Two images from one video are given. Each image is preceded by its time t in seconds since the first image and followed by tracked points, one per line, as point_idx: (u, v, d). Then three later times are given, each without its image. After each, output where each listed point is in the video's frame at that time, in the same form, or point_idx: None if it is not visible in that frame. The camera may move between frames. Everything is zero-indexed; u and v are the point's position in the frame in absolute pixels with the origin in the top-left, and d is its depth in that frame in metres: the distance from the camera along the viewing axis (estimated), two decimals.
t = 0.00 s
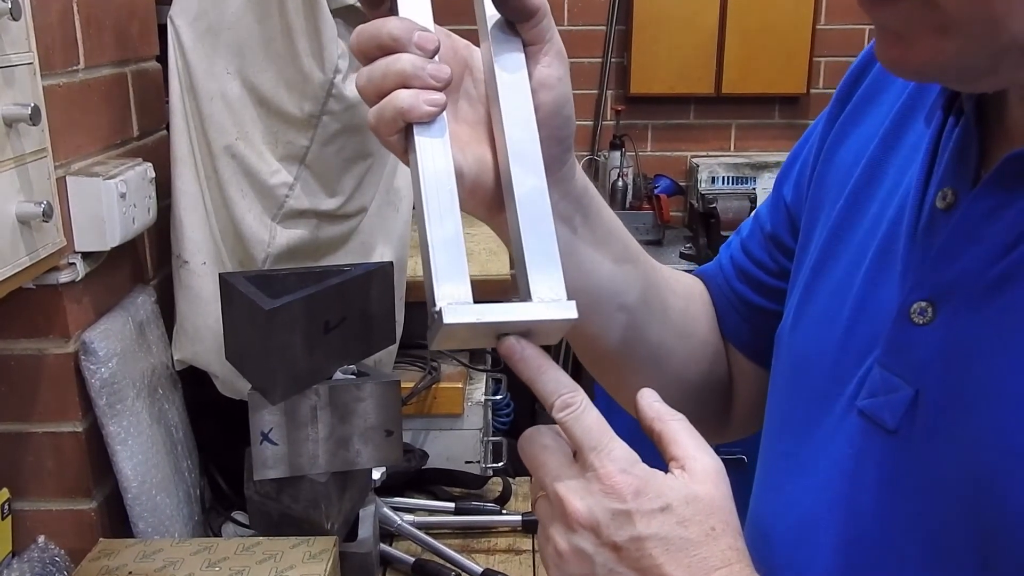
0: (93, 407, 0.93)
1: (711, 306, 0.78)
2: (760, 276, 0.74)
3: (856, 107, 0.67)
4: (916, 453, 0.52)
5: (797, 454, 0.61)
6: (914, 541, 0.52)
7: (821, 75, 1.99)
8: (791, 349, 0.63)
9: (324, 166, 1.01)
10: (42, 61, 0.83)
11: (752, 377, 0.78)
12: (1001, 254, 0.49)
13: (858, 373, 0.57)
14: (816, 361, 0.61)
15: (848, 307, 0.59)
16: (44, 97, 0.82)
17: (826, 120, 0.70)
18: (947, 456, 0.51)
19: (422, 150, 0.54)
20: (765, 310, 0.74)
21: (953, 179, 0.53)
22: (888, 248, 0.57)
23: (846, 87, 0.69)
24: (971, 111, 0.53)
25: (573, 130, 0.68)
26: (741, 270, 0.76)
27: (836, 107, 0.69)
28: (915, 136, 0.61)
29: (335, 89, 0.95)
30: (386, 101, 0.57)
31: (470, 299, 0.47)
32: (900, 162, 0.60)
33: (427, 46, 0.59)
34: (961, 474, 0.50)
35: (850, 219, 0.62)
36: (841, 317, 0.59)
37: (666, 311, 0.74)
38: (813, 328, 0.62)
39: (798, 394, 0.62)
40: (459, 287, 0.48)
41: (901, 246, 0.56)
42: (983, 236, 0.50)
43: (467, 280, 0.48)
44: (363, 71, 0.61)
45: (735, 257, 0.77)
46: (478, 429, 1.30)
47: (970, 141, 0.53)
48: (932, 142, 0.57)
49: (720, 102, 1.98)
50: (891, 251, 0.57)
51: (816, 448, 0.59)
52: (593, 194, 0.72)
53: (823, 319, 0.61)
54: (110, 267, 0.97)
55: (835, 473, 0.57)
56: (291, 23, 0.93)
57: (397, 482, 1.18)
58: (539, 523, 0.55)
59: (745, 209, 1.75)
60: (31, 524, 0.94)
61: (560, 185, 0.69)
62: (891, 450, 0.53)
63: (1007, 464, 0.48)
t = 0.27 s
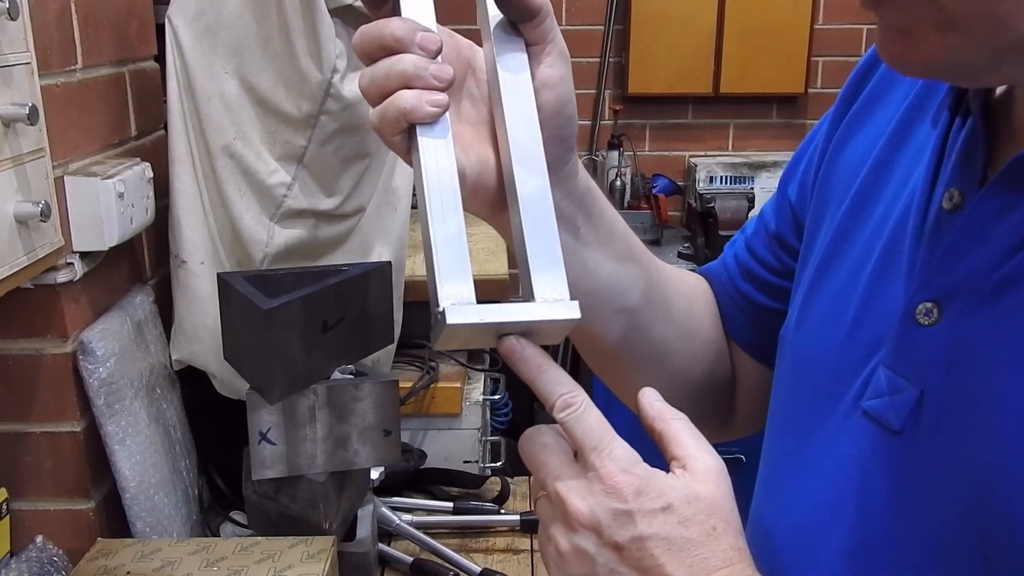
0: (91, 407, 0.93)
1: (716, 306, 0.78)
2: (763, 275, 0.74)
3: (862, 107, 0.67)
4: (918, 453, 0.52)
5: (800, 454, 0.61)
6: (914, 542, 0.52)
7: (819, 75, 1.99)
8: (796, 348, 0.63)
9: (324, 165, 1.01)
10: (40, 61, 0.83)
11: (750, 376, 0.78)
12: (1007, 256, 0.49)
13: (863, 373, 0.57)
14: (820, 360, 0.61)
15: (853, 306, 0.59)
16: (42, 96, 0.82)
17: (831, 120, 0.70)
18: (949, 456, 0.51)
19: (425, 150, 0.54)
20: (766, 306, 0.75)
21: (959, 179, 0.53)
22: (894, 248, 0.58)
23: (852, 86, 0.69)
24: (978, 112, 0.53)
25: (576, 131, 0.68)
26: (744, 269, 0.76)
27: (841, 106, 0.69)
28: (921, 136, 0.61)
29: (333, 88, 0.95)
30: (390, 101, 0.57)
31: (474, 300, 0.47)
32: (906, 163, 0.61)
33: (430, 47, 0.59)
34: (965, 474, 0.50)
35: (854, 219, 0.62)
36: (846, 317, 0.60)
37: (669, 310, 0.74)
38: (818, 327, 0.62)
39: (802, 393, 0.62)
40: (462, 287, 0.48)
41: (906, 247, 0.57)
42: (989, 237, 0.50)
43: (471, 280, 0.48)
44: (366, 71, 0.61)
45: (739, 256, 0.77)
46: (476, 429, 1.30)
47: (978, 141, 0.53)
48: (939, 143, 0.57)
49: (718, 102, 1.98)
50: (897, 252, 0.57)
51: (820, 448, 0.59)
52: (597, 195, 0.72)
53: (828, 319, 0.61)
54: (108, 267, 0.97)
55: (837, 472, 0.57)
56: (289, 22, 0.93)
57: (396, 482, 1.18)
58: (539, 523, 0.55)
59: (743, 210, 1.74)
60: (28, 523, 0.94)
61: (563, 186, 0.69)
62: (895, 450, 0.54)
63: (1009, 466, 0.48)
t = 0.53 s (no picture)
0: (92, 407, 0.93)
1: (718, 309, 0.78)
2: (766, 276, 0.74)
3: (862, 107, 0.67)
4: (918, 453, 0.52)
5: (800, 454, 0.61)
6: (914, 542, 0.52)
7: (819, 73, 1.99)
8: (797, 349, 0.63)
9: (323, 166, 1.01)
10: (40, 61, 0.83)
11: (752, 376, 0.78)
12: (1004, 255, 0.49)
13: (863, 373, 0.57)
14: (821, 361, 0.61)
15: (853, 307, 0.59)
16: (42, 96, 0.82)
17: (832, 121, 0.70)
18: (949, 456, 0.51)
19: (427, 155, 0.53)
20: (769, 307, 0.75)
21: (958, 179, 0.53)
22: (893, 248, 0.58)
23: (852, 87, 0.69)
24: (977, 111, 0.54)
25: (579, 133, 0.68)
26: (747, 271, 0.76)
27: (842, 107, 0.69)
28: (920, 136, 0.61)
29: (333, 88, 0.95)
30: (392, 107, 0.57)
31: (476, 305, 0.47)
32: (906, 163, 0.61)
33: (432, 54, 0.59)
34: (964, 473, 0.50)
35: (854, 219, 0.62)
36: (846, 317, 0.60)
37: (671, 310, 0.74)
38: (819, 328, 0.62)
39: (802, 394, 0.62)
40: (464, 292, 0.48)
41: (905, 247, 0.57)
42: (988, 236, 0.50)
43: (473, 285, 0.48)
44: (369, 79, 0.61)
45: (742, 259, 0.77)
46: (477, 428, 1.30)
47: (976, 141, 0.53)
48: (938, 143, 0.57)
49: (719, 101, 1.98)
50: (896, 252, 0.57)
51: (819, 448, 0.59)
52: (597, 197, 0.71)
53: (828, 319, 0.61)
54: (109, 267, 0.97)
55: (837, 473, 0.57)
56: (289, 22, 0.93)
57: (397, 481, 1.18)
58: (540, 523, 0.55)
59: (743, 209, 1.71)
60: (29, 523, 0.94)
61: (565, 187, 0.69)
62: (894, 450, 0.54)
63: (1007, 466, 0.48)
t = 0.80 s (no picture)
0: (92, 407, 0.93)
1: (722, 309, 0.78)
2: (770, 277, 0.74)
3: (865, 108, 0.67)
4: (917, 453, 0.52)
5: (801, 454, 0.61)
6: (911, 542, 0.52)
7: (820, 73, 1.98)
8: (799, 349, 0.64)
9: (324, 166, 1.01)
10: (41, 61, 0.83)
11: (752, 375, 0.78)
12: (1002, 255, 0.49)
13: (863, 373, 0.57)
14: (822, 361, 0.61)
15: (854, 307, 0.59)
16: (42, 96, 0.82)
17: (835, 122, 0.70)
18: (947, 456, 0.51)
19: (428, 157, 0.53)
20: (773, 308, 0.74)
21: (958, 179, 0.53)
22: (893, 248, 0.58)
23: (855, 88, 0.69)
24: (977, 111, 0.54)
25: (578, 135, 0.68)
26: (751, 272, 0.76)
27: (845, 108, 0.69)
28: (921, 136, 0.61)
29: (333, 88, 0.95)
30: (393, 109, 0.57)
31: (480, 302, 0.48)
32: (907, 163, 0.60)
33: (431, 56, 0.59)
34: (962, 473, 0.50)
35: (856, 220, 0.62)
36: (846, 317, 0.60)
37: (672, 310, 0.74)
38: (821, 328, 0.62)
39: (804, 393, 0.62)
40: (467, 288, 0.48)
41: (905, 247, 0.57)
42: (986, 236, 0.50)
43: (476, 282, 0.48)
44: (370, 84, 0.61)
45: (746, 260, 0.77)
46: (477, 428, 1.30)
47: (975, 141, 0.53)
48: (938, 143, 0.57)
49: (719, 100, 1.98)
50: (896, 252, 0.57)
51: (820, 447, 0.60)
52: (598, 197, 0.71)
53: (829, 320, 0.61)
54: (109, 267, 0.97)
55: (837, 473, 0.57)
56: (289, 21, 0.93)
57: (397, 481, 1.18)
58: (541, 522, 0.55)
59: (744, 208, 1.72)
60: (30, 523, 0.94)
61: (566, 188, 0.68)
62: (894, 449, 0.54)
63: (1003, 466, 0.48)
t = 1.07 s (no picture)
0: (92, 407, 0.93)
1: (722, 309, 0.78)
2: (773, 276, 0.74)
3: (868, 108, 0.67)
4: (919, 454, 0.52)
5: (805, 454, 0.61)
6: (913, 542, 0.52)
7: (819, 73, 1.98)
8: (802, 349, 0.64)
9: (323, 165, 1.01)
10: (40, 61, 0.82)
11: (752, 375, 0.78)
12: (1005, 256, 0.49)
13: (866, 373, 0.57)
14: (826, 361, 0.61)
15: (858, 307, 0.59)
16: (41, 96, 0.82)
17: (838, 121, 0.70)
18: (949, 457, 0.51)
19: (430, 155, 0.53)
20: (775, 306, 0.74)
21: (961, 179, 0.53)
22: (896, 248, 0.58)
23: (858, 88, 0.69)
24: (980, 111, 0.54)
25: (581, 134, 0.68)
26: (753, 271, 0.76)
27: (848, 107, 0.69)
28: (925, 136, 0.60)
29: (333, 88, 0.96)
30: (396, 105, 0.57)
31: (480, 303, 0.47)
32: (910, 163, 0.60)
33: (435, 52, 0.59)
34: (965, 473, 0.50)
35: (860, 220, 0.62)
36: (850, 317, 0.60)
37: (675, 308, 0.75)
38: (824, 328, 0.62)
39: (807, 393, 0.62)
40: (468, 287, 0.48)
41: (908, 248, 0.57)
42: (990, 236, 0.50)
43: (477, 283, 0.48)
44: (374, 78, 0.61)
45: (748, 258, 0.77)
46: (477, 428, 1.30)
47: (979, 141, 0.53)
48: (942, 143, 0.57)
49: (718, 100, 1.98)
50: (899, 252, 0.57)
51: (823, 447, 0.60)
52: (600, 195, 0.71)
53: (833, 320, 0.61)
54: (109, 267, 0.97)
55: (840, 473, 0.57)
56: (289, 22, 0.93)
57: (397, 481, 1.18)
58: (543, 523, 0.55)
59: (743, 208, 1.71)
60: (30, 524, 0.94)
61: (569, 186, 0.69)
62: (897, 450, 0.54)
63: (1006, 467, 0.48)
